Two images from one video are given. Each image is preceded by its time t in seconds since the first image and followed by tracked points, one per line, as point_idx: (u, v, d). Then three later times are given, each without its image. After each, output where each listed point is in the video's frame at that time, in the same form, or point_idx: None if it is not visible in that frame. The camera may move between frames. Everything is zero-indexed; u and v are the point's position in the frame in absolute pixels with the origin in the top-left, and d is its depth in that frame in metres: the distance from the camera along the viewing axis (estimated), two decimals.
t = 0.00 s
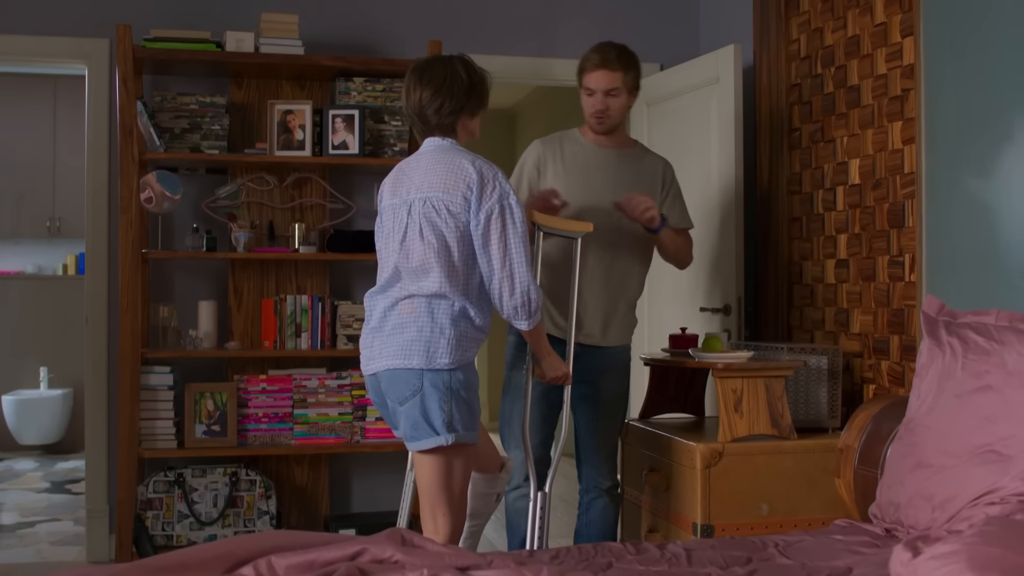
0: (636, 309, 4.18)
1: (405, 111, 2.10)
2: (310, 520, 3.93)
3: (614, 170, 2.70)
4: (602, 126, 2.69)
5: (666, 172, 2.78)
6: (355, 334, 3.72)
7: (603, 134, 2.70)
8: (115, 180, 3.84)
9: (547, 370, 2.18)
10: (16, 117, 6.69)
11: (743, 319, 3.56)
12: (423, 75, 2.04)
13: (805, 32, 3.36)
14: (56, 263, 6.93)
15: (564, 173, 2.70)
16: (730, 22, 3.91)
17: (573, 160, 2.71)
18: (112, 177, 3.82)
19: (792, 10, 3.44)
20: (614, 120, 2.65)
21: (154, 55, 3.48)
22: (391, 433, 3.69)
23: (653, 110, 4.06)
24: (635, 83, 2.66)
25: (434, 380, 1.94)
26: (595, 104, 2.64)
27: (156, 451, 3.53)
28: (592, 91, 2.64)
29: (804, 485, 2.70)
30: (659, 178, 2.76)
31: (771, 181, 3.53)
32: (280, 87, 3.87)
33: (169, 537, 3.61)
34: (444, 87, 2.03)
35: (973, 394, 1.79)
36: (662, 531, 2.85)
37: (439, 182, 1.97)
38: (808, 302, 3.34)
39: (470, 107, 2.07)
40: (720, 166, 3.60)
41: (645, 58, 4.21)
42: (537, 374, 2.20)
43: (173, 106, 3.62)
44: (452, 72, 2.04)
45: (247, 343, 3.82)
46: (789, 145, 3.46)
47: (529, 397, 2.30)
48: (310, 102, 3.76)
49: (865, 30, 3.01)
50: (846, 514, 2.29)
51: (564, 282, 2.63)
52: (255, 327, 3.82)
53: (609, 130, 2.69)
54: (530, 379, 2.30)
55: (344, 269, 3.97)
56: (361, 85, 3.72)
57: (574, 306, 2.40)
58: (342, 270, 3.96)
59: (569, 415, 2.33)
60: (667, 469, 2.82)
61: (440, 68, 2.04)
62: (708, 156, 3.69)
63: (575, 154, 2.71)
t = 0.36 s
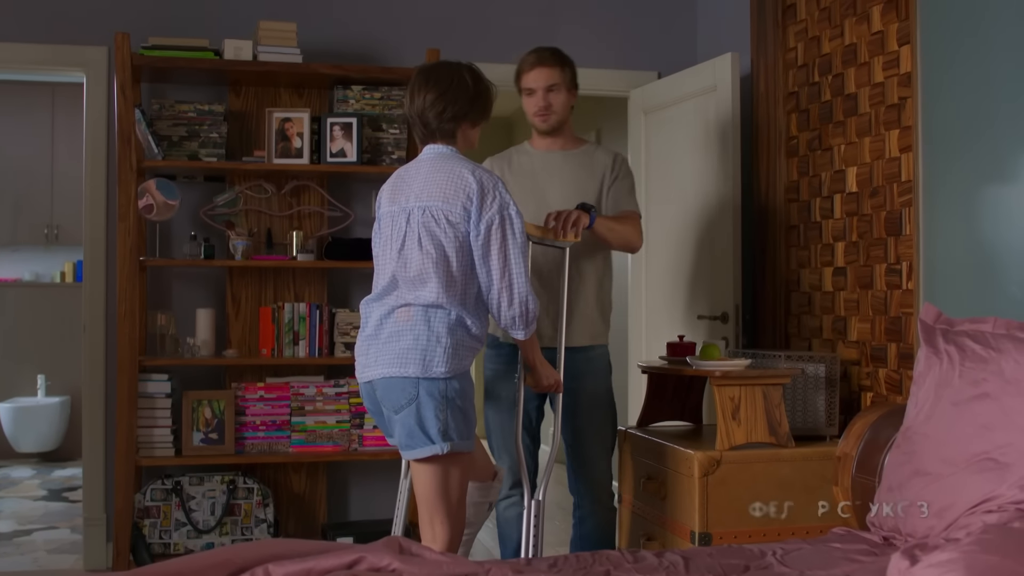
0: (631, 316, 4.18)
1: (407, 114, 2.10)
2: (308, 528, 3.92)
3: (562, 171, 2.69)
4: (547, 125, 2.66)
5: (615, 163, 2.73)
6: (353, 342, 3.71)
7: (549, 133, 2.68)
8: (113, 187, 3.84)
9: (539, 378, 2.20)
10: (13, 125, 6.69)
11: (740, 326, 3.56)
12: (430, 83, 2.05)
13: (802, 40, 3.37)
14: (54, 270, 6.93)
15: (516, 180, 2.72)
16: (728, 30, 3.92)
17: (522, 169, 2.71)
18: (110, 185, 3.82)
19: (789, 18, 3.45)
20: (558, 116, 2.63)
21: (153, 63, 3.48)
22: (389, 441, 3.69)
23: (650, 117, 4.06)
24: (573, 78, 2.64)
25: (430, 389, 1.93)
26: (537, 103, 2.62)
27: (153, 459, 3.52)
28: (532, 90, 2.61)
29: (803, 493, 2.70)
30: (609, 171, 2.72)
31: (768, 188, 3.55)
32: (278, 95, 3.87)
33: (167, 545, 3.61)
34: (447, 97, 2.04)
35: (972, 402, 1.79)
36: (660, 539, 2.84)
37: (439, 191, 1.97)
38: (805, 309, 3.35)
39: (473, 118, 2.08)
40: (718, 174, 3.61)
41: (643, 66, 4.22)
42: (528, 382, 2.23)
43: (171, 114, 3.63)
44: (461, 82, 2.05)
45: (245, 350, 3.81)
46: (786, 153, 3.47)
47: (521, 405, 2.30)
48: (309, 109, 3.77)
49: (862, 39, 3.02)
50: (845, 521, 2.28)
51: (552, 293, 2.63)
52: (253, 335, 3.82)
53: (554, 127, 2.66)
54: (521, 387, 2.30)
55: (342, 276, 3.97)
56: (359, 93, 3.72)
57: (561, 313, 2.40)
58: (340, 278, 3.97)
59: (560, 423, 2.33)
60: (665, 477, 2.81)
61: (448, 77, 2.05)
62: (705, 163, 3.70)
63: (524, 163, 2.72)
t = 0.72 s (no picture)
0: (631, 326, 4.18)
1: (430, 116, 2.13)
2: (308, 537, 3.91)
3: (546, 187, 2.68)
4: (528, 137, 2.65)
5: (596, 172, 2.69)
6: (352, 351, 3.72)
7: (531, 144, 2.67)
8: (114, 195, 3.85)
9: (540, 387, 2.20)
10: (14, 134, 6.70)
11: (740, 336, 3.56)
12: (459, 93, 2.05)
13: (801, 49, 3.38)
14: (54, 278, 6.95)
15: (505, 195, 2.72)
16: (727, 38, 3.94)
17: (510, 186, 2.72)
18: (111, 194, 3.83)
19: (789, 27, 3.46)
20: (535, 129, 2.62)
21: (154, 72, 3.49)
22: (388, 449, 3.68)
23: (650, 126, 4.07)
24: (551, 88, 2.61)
25: (425, 401, 1.93)
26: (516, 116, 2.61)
27: (153, 468, 3.52)
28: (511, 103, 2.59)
29: (802, 501, 2.70)
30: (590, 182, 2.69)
31: (768, 196, 3.55)
32: (278, 104, 3.88)
33: (167, 554, 3.60)
34: (464, 114, 2.04)
35: (972, 410, 1.79)
36: (660, 548, 2.84)
37: (440, 204, 1.98)
38: (805, 318, 3.35)
39: (482, 139, 2.06)
40: (718, 183, 3.61)
41: (642, 74, 4.23)
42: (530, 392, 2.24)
43: (171, 123, 3.63)
44: (479, 100, 2.05)
45: (244, 359, 3.82)
46: (786, 161, 3.48)
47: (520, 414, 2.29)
48: (309, 118, 3.78)
49: (861, 48, 3.03)
50: (846, 531, 2.26)
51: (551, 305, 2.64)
52: (252, 343, 3.83)
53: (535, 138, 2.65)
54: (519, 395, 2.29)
55: (342, 285, 3.97)
56: (359, 102, 3.74)
57: (560, 319, 2.41)
58: (340, 287, 3.97)
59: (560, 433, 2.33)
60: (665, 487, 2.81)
61: (476, 95, 2.05)
62: (705, 172, 3.70)
63: (512, 180, 2.72)
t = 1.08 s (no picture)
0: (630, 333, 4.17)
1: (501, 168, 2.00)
2: (308, 544, 3.91)
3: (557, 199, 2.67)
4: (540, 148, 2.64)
5: (609, 187, 2.67)
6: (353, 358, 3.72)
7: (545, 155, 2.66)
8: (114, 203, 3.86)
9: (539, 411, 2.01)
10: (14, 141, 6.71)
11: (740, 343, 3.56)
12: (537, 147, 1.93)
13: (801, 57, 3.39)
14: (54, 286, 6.95)
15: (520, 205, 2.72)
16: (727, 46, 3.95)
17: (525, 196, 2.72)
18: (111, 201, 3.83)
19: (788, 35, 3.47)
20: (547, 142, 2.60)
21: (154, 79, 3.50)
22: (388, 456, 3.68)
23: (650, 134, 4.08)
24: (565, 99, 2.59)
25: (404, 409, 1.82)
26: (527, 128, 2.60)
27: (152, 475, 3.52)
28: (524, 115, 2.60)
29: (802, 506, 2.69)
30: (602, 197, 2.67)
31: (768, 203, 3.56)
32: (278, 112, 3.89)
33: (166, 561, 3.59)
34: (537, 165, 1.91)
35: (972, 418, 1.79)
36: (660, 555, 2.83)
37: (475, 231, 1.84)
38: (806, 326, 3.35)
39: (550, 192, 1.90)
40: (718, 190, 3.61)
41: (642, 82, 4.24)
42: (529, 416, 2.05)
43: (172, 130, 3.64)
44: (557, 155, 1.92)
45: (244, 366, 3.82)
46: (785, 169, 3.48)
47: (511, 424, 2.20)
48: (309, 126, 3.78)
49: (861, 56, 3.04)
50: (847, 539, 2.24)
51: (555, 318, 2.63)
52: (253, 351, 3.83)
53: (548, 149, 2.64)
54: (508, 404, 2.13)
55: (342, 293, 3.97)
56: (360, 110, 3.75)
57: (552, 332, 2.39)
58: (340, 294, 3.97)
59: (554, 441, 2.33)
60: (665, 494, 2.81)
61: (553, 152, 1.92)
62: (705, 179, 3.71)
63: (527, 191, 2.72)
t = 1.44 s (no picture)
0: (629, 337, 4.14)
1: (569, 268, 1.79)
2: (305, 547, 3.91)
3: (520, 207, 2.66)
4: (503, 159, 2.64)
5: (564, 192, 2.58)
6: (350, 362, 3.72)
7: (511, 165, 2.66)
8: (111, 206, 3.86)
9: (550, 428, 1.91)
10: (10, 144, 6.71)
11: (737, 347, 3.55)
12: (614, 249, 1.73)
13: (798, 61, 3.40)
14: (51, 289, 6.95)
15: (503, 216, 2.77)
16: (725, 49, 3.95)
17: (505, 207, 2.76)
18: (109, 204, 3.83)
19: (785, 40, 3.48)
20: (503, 153, 2.60)
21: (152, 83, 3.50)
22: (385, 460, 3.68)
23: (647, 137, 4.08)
24: (513, 108, 2.56)
25: (415, 426, 1.71)
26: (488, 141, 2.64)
27: (149, 478, 3.52)
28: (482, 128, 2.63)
29: (801, 506, 2.68)
30: (556, 199, 2.58)
31: (765, 207, 3.56)
32: (275, 116, 3.89)
33: (163, 565, 3.58)
34: (613, 267, 1.70)
35: (969, 422, 1.79)
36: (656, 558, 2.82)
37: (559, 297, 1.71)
38: (803, 329, 3.35)
39: (629, 297, 1.69)
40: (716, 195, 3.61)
41: (640, 86, 4.24)
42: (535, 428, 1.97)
43: (169, 134, 3.64)
44: (637, 257, 1.71)
45: (241, 369, 3.81)
46: (783, 173, 3.49)
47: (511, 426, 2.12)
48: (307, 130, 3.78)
49: (858, 60, 3.04)
50: (841, 539, 2.25)
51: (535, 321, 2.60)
52: (250, 354, 3.83)
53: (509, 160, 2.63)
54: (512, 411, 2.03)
55: (339, 297, 3.97)
56: (357, 113, 3.75)
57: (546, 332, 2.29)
58: (337, 298, 3.97)
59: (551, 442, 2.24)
60: (664, 497, 2.80)
61: (638, 256, 1.72)
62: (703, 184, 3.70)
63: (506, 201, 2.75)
